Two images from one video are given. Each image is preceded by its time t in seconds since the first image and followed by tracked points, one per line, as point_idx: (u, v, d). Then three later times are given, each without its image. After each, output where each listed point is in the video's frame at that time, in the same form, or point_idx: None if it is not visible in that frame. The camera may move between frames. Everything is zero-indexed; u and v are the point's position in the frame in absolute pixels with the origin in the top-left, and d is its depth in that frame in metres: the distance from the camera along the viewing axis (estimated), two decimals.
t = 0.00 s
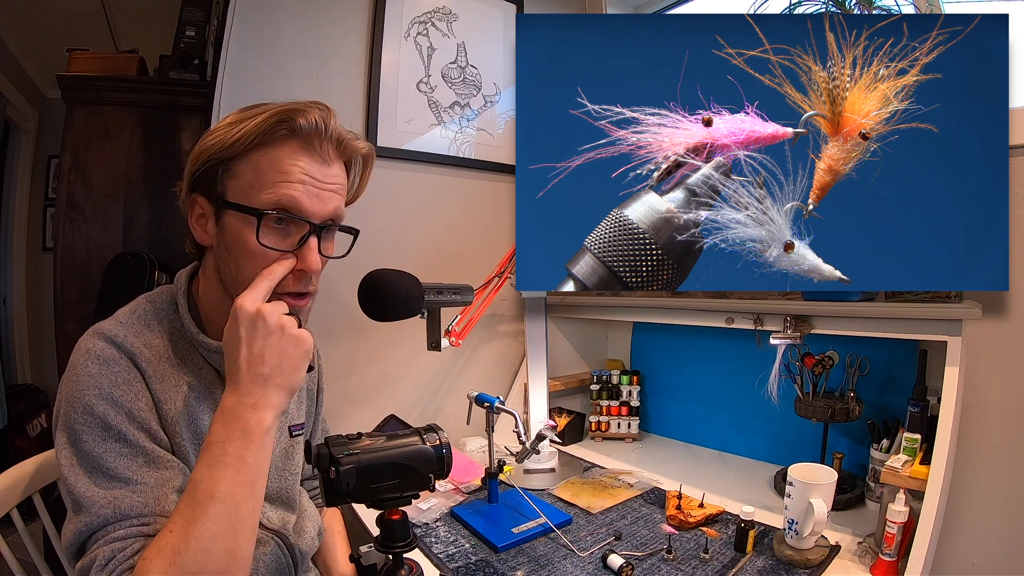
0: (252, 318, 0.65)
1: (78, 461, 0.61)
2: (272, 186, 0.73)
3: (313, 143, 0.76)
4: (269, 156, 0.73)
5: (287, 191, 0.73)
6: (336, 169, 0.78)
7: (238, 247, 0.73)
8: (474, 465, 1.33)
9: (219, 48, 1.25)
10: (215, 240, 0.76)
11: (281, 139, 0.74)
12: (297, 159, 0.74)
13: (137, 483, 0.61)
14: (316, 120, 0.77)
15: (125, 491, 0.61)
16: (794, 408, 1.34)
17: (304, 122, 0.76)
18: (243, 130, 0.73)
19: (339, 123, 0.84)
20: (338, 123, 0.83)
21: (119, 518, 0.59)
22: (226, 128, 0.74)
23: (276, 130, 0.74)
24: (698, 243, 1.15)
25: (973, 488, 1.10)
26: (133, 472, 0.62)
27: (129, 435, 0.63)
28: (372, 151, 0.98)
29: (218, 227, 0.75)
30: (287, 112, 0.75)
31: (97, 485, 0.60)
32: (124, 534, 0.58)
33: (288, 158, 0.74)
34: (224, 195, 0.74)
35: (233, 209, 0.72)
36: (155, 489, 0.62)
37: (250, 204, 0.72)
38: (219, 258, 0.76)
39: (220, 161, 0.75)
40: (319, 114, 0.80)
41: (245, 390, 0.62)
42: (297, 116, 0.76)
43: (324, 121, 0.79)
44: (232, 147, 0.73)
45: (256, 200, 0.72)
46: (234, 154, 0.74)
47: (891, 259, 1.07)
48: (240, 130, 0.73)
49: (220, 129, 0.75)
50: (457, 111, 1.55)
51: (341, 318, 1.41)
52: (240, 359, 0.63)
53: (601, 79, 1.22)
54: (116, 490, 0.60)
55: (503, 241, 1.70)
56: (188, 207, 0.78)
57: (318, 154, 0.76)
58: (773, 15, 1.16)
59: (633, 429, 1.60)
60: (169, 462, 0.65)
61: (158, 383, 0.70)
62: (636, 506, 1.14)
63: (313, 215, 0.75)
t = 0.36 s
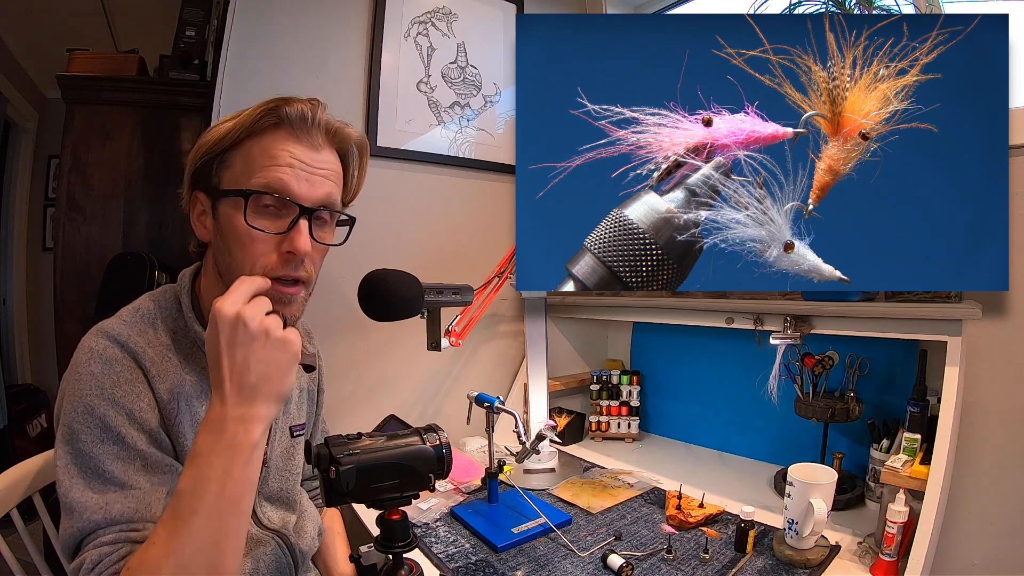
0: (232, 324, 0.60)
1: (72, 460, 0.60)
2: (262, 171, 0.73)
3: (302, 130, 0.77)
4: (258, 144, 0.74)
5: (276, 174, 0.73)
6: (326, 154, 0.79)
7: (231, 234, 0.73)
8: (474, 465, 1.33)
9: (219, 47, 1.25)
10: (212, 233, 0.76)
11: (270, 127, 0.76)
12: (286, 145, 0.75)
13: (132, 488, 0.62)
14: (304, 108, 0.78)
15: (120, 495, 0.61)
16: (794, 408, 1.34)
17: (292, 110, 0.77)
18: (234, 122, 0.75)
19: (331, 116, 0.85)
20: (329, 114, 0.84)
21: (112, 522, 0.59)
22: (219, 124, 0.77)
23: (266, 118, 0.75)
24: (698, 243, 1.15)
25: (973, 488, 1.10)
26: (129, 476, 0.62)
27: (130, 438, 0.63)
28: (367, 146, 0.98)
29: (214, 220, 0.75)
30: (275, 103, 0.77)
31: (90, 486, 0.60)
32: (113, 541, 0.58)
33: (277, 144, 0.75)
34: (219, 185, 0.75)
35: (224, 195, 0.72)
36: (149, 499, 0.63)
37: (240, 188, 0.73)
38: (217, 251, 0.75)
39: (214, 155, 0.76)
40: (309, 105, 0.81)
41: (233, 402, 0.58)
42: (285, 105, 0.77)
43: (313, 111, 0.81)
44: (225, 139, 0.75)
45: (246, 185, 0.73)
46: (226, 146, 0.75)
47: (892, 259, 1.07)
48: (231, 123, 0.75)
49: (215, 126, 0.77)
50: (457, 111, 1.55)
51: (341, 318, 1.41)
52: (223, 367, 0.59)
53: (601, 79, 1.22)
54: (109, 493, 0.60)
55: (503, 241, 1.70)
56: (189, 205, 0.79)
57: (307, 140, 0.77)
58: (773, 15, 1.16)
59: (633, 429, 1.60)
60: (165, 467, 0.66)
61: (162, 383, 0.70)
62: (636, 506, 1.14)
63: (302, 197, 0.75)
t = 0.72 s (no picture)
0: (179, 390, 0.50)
1: (73, 488, 0.62)
2: (256, 171, 0.73)
3: (295, 127, 0.77)
4: (252, 145, 0.75)
5: (272, 174, 0.73)
6: (321, 151, 0.78)
7: (230, 236, 0.73)
8: (474, 465, 1.33)
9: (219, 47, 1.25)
10: (212, 238, 0.77)
11: (264, 127, 0.76)
12: (280, 144, 0.75)
13: (127, 524, 0.64)
14: (297, 106, 0.78)
15: (115, 533, 0.63)
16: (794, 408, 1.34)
17: (285, 108, 0.77)
18: (228, 125, 0.75)
19: (325, 111, 0.84)
20: (323, 110, 0.83)
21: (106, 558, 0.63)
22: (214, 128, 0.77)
23: (259, 119, 0.75)
24: (698, 243, 1.15)
25: (973, 488, 1.10)
26: (129, 511, 0.65)
27: (129, 472, 0.64)
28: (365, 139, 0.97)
29: (214, 225, 0.75)
30: (268, 102, 0.77)
31: (90, 517, 0.62)
32: None
33: (271, 143, 0.75)
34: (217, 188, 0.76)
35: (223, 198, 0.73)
36: (142, 538, 0.65)
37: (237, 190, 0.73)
38: (218, 254, 0.76)
39: (211, 159, 0.77)
40: (303, 103, 0.81)
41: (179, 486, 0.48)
42: (278, 104, 0.77)
43: (307, 108, 0.80)
44: (220, 143, 0.76)
45: (242, 186, 0.73)
46: (222, 150, 0.76)
47: (892, 259, 1.07)
48: (225, 126, 0.76)
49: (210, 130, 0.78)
50: (457, 111, 1.55)
51: (341, 319, 1.41)
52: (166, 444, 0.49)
53: (601, 79, 1.22)
54: (106, 527, 0.63)
55: (502, 241, 1.70)
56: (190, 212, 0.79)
57: (301, 138, 0.77)
58: (773, 15, 1.16)
59: (633, 429, 1.60)
60: (163, 501, 0.67)
61: (164, 403, 0.70)
62: (636, 506, 1.14)
63: (298, 195, 0.75)
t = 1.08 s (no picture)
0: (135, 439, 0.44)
1: (73, 487, 0.61)
2: (270, 170, 0.73)
3: (305, 126, 0.77)
4: (263, 143, 0.74)
5: (286, 173, 0.73)
6: (330, 149, 0.79)
7: (242, 236, 0.72)
8: (474, 465, 1.33)
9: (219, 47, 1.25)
10: (217, 239, 0.76)
11: (274, 125, 0.75)
12: (293, 143, 0.75)
13: (130, 522, 0.64)
14: (306, 104, 0.78)
15: (118, 531, 0.63)
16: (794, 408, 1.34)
17: (294, 107, 0.77)
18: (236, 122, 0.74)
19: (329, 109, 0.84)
20: (328, 108, 0.83)
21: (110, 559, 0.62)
22: (220, 125, 0.76)
23: (268, 117, 0.75)
24: (698, 243, 1.15)
25: (973, 488, 1.10)
26: (132, 509, 0.65)
27: (129, 469, 0.64)
28: (363, 138, 0.98)
29: (220, 225, 0.75)
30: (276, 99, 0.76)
31: (93, 516, 0.62)
32: None
33: (282, 141, 0.75)
34: (224, 189, 0.75)
35: (233, 197, 0.72)
36: (147, 535, 0.65)
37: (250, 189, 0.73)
38: (224, 255, 0.75)
39: (216, 157, 0.76)
40: (309, 100, 0.80)
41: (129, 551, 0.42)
42: (287, 102, 0.76)
43: (314, 106, 0.80)
44: (227, 142, 0.74)
45: (255, 186, 0.73)
46: (229, 148, 0.75)
47: (892, 260, 1.07)
48: (232, 124, 0.75)
49: (214, 127, 0.77)
50: (457, 111, 1.55)
51: (341, 319, 1.41)
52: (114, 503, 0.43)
53: (601, 79, 1.22)
54: (110, 526, 0.63)
55: (502, 241, 1.70)
56: (189, 211, 0.78)
57: (311, 136, 0.77)
58: (773, 15, 1.16)
59: (633, 429, 1.60)
60: (164, 499, 0.67)
61: (162, 402, 0.70)
62: (636, 506, 1.14)
63: (313, 193, 0.76)
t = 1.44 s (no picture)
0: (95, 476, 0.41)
1: (72, 489, 0.62)
2: (281, 178, 0.73)
3: (314, 133, 0.77)
4: (273, 149, 0.74)
5: (298, 182, 0.73)
6: (337, 157, 0.80)
7: (251, 243, 0.72)
8: (474, 465, 1.33)
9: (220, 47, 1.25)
10: (222, 243, 0.76)
11: (284, 131, 0.75)
12: (303, 151, 0.75)
13: (128, 523, 0.64)
14: (316, 111, 0.78)
15: (116, 532, 0.63)
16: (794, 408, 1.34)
17: (305, 113, 0.77)
18: (245, 126, 0.73)
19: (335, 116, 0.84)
20: (335, 114, 0.83)
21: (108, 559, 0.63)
22: (227, 127, 0.75)
23: (278, 122, 0.75)
24: (698, 243, 1.15)
25: (973, 488, 1.10)
26: (130, 510, 0.65)
27: (128, 471, 0.64)
28: (364, 143, 0.98)
29: (225, 230, 0.75)
30: (286, 104, 0.76)
31: (90, 517, 0.62)
32: None
33: (292, 148, 0.74)
34: (231, 195, 0.74)
35: (243, 205, 0.72)
36: (144, 536, 0.65)
37: (261, 198, 0.72)
38: (229, 259, 0.75)
39: (223, 160, 0.74)
40: (316, 106, 0.80)
41: None
42: (297, 108, 0.76)
43: (322, 112, 0.80)
44: (235, 145, 0.73)
45: (267, 194, 0.73)
46: (237, 152, 0.74)
47: (891, 260, 1.07)
48: (241, 127, 0.74)
49: (220, 129, 0.75)
50: (457, 111, 1.55)
51: (341, 319, 1.41)
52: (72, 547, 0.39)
53: (601, 79, 1.22)
54: (108, 526, 0.63)
55: (502, 241, 1.70)
56: (189, 212, 0.78)
57: (320, 144, 0.78)
58: (773, 15, 1.16)
59: (633, 429, 1.60)
60: (162, 499, 0.67)
61: (161, 403, 0.70)
62: (636, 506, 1.14)
63: (322, 202, 0.76)
